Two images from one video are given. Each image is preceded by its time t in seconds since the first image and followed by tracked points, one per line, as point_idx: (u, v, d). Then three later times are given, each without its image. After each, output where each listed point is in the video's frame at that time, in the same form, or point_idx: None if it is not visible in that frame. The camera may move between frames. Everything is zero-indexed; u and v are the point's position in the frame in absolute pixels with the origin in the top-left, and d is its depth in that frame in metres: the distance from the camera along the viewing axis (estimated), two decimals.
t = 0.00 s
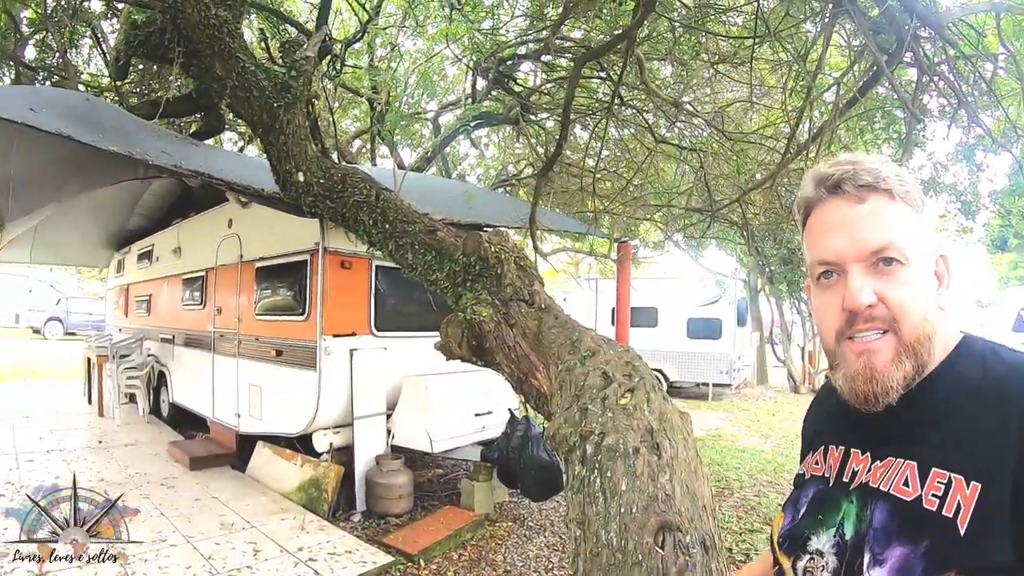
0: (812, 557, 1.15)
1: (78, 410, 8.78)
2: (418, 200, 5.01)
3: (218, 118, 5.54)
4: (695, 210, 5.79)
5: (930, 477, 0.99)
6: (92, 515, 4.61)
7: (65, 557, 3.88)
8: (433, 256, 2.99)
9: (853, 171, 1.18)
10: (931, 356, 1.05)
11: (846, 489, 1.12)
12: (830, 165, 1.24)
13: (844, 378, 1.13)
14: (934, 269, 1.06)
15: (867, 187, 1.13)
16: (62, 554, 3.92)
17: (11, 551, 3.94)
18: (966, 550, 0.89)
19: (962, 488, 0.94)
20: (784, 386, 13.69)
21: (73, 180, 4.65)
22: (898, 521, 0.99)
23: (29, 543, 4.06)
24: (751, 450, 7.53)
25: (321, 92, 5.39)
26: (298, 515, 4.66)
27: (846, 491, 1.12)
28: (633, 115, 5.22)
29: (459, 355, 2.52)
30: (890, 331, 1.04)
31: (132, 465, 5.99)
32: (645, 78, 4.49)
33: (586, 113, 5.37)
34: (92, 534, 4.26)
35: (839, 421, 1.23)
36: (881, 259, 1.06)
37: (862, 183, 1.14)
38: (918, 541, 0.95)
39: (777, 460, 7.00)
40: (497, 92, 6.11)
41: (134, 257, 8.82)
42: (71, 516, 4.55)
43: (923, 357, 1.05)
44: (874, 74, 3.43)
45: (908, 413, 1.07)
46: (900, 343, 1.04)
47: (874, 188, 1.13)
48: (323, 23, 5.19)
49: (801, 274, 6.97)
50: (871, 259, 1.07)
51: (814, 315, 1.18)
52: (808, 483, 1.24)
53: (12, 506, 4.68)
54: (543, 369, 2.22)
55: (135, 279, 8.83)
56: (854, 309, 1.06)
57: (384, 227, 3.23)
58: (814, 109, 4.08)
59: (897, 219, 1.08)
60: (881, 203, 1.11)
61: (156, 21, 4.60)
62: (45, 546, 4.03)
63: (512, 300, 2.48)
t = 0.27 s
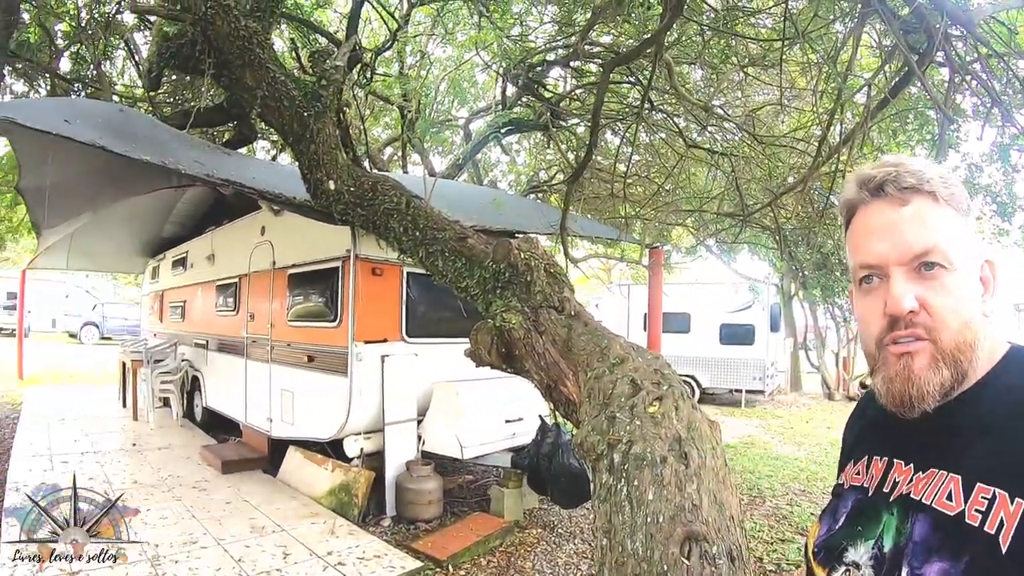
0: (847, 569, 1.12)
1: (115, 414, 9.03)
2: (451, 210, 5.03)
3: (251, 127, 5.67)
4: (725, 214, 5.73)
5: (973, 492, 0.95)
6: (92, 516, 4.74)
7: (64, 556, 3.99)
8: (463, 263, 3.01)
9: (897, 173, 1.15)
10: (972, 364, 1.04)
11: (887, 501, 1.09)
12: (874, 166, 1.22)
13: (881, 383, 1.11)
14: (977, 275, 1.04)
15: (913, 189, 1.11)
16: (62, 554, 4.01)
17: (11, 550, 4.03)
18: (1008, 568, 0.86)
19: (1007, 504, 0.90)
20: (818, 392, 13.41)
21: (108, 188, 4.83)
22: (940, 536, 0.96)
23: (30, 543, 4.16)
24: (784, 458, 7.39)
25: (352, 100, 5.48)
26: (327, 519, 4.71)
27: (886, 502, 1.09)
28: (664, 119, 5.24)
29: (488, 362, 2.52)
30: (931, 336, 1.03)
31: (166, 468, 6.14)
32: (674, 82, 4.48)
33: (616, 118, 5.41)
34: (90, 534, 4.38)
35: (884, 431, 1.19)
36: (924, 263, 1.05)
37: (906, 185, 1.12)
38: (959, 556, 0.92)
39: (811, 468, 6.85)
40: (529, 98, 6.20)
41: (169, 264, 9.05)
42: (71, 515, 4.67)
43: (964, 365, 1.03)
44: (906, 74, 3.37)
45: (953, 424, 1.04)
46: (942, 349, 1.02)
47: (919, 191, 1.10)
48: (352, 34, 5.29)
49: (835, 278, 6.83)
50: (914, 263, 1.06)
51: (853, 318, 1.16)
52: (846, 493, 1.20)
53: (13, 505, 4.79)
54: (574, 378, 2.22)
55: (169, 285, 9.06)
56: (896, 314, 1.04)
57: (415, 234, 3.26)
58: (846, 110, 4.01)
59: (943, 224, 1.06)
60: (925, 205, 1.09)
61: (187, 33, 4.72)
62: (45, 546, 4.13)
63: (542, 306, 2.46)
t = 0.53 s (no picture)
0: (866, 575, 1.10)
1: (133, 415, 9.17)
2: (468, 214, 5.05)
3: (268, 132, 5.75)
4: (742, 218, 5.71)
5: (999, 501, 0.92)
6: (91, 516, 4.80)
7: (64, 556, 4.03)
8: (478, 267, 3.03)
9: (937, 172, 1.12)
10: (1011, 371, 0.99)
11: (910, 507, 1.07)
12: (913, 164, 1.18)
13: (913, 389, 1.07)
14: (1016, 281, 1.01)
15: (953, 189, 1.07)
16: (61, 555, 4.06)
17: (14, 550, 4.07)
18: None
19: None
20: (836, 397, 13.27)
21: (126, 196, 4.94)
22: (961, 542, 0.93)
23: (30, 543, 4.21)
24: (800, 463, 7.33)
25: (369, 104, 5.53)
26: (342, 522, 4.74)
27: (909, 508, 1.07)
28: (680, 122, 5.25)
29: (503, 366, 2.54)
30: (969, 341, 0.98)
31: (183, 470, 6.22)
32: (689, 84, 4.48)
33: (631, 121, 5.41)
34: (89, 534, 4.44)
35: (911, 436, 1.17)
36: (964, 264, 1.01)
37: (947, 185, 1.09)
38: (978, 564, 0.89)
39: (828, 474, 6.78)
40: (545, 102, 6.22)
41: (187, 267, 9.17)
42: (69, 515, 4.71)
43: (1003, 372, 0.99)
44: (923, 75, 3.34)
45: (981, 432, 1.01)
46: (979, 353, 0.98)
47: (960, 191, 1.07)
48: (369, 39, 5.35)
49: (853, 282, 6.77)
50: (954, 264, 1.02)
51: (886, 321, 1.12)
52: (868, 497, 1.19)
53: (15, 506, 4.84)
54: (590, 382, 2.21)
55: (188, 289, 9.18)
56: (932, 314, 1.00)
57: (431, 238, 3.28)
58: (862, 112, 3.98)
59: (983, 225, 1.03)
60: (964, 206, 1.06)
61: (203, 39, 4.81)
62: (45, 546, 4.18)
63: (557, 310, 2.46)
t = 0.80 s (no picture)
0: None
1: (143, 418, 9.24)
2: (477, 219, 5.08)
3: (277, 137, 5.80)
4: (750, 221, 5.70)
5: (1004, 507, 0.92)
6: (92, 515, 4.86)
7: (64, 557, 4.09)
8: (486, 272, 3.04)
9: (944, 176, 1.12)
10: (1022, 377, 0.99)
11: (915, 513, 1.06)
12: (920, 169, 1.18)
13: (923, 394, 1.07)
14: None
15: (961, 194, 1.08)
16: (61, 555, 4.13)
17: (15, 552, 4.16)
18: None
19: None
20: (846, 401, 13.18)
21: (135, 201, 5.01)
22: (966, 548, 0.93)
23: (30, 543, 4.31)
24: (810, 468, 7.28)
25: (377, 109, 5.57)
26: (350, 526, 4.76)
27: (915, 515, 1.06)
28: (688, 126, 5.26)
29: (511, 371, 2.56)
30: (981, 346, 0.99)
31: (192, 473, 6.26)
32: (697, 88, 4.49)
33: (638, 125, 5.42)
34: (90, 533, 4.51)
35: (919, 442, 1.17)
36: (975, 270, 1.01)
37: (954, 189, 1.09)
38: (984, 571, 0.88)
39: (837, 478, 6.74)
40: (553, 106, 6.24)
41: (197, 271, 9.24)
42: (69, 515, 4.78)
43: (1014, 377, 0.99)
44: (929, 78, 3.34)
45: (986, 437, 1.01)
46: (991, 359, 0.98)
47: (969, 196, 1.07)
48: (377, 45, 5.39)
49: (862, 285, 6.73)
50: (964, 269, 1.02)
51: (893, 326, 1.12)
52: (874, 503, 1.18)
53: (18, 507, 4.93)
54: (597, 387, 2.22)
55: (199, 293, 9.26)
56: (944, 319, 1.00)
57: (439, 243, 3.30)
58: (869, 115, 3.98)
59: (992, 229, 1.03)
60: (972, 211, 1.06)
61: (212, 46, 4.88)
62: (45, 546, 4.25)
63: (564, 315, 2.47)
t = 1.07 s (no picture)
0: None
1: (141, 421, 9.22)
2: (475, 223, 5.09)
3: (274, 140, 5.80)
4: (747, 224, 5.70)
5: (991, 509, 0.92)
6: (92, 516, 4.88)
7: (64, 557, 4.10)
8: (481, 275, 3.05)
9: (929, 176, 1.13)
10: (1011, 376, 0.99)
11: (902, 517, 1.06)
12: (905, 168, 1.19)
13: (911, 395, 1.06)
14: (1010, 284, 1.01)
15: (946, 194, 1.08)
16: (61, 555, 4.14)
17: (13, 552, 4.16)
18: None
19: None
20: (844, 404, 13.20)
21: (132, 205, 5.02)
22: (953, 553, 0.93)
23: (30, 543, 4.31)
24: (807, 471, 7.29)
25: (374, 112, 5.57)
26: (347, 529, 4.75)
27: (901, 518, 1.06)
28: (686, 129, 5.27)
29: (506, 373, 2.56)
30: (968, 345, 0.99)
31: (189, 475, 6.25)
32: (694, 92, 4.50)
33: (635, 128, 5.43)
34: (90, 533, 4.54)
35: (907, 445, 1.17)
36: (961, 269, 1.01)
37: (939, 189, 1.09)
38: None
39: (835, 481, 6.73)
40: (551, 109, 6.25)
41: (194, 274, 9.23)
42: (68, 515, 4.81)
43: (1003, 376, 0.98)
44: (925, 80, 3.35)
45: (974, 440, 1.01)
46: (979, 358, 0.98)
47: (954, 195, 1.07)
48: (375, 48, 5.39)
49: (860, 288, 6.74)
50: (950, 268, 1.02)
51: (880, 327, 1.12)
52: (862, 506, 1.18)
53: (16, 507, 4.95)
54: (590, 390, 2.22)
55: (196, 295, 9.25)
56: (929, 317, 1.00)
57: (434, 246, 3.30)
58: (865, 119, 3.99)
59: (978, 228, 1.03)
60: (957, 209, 1.06)
61: (208, 49, 4.99)
62: (46, 546, 4.26)
63: (558, 318, 2.47)
